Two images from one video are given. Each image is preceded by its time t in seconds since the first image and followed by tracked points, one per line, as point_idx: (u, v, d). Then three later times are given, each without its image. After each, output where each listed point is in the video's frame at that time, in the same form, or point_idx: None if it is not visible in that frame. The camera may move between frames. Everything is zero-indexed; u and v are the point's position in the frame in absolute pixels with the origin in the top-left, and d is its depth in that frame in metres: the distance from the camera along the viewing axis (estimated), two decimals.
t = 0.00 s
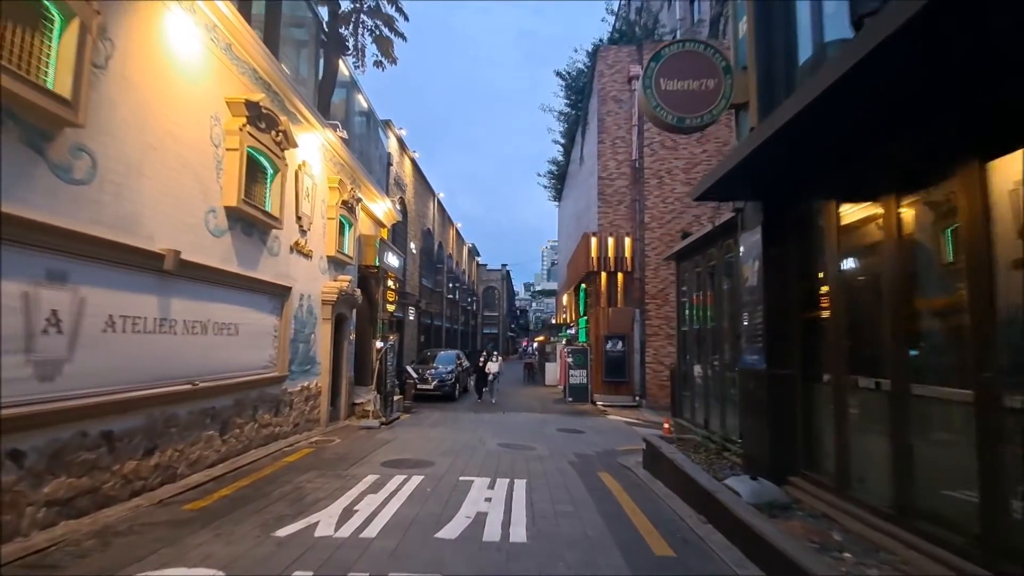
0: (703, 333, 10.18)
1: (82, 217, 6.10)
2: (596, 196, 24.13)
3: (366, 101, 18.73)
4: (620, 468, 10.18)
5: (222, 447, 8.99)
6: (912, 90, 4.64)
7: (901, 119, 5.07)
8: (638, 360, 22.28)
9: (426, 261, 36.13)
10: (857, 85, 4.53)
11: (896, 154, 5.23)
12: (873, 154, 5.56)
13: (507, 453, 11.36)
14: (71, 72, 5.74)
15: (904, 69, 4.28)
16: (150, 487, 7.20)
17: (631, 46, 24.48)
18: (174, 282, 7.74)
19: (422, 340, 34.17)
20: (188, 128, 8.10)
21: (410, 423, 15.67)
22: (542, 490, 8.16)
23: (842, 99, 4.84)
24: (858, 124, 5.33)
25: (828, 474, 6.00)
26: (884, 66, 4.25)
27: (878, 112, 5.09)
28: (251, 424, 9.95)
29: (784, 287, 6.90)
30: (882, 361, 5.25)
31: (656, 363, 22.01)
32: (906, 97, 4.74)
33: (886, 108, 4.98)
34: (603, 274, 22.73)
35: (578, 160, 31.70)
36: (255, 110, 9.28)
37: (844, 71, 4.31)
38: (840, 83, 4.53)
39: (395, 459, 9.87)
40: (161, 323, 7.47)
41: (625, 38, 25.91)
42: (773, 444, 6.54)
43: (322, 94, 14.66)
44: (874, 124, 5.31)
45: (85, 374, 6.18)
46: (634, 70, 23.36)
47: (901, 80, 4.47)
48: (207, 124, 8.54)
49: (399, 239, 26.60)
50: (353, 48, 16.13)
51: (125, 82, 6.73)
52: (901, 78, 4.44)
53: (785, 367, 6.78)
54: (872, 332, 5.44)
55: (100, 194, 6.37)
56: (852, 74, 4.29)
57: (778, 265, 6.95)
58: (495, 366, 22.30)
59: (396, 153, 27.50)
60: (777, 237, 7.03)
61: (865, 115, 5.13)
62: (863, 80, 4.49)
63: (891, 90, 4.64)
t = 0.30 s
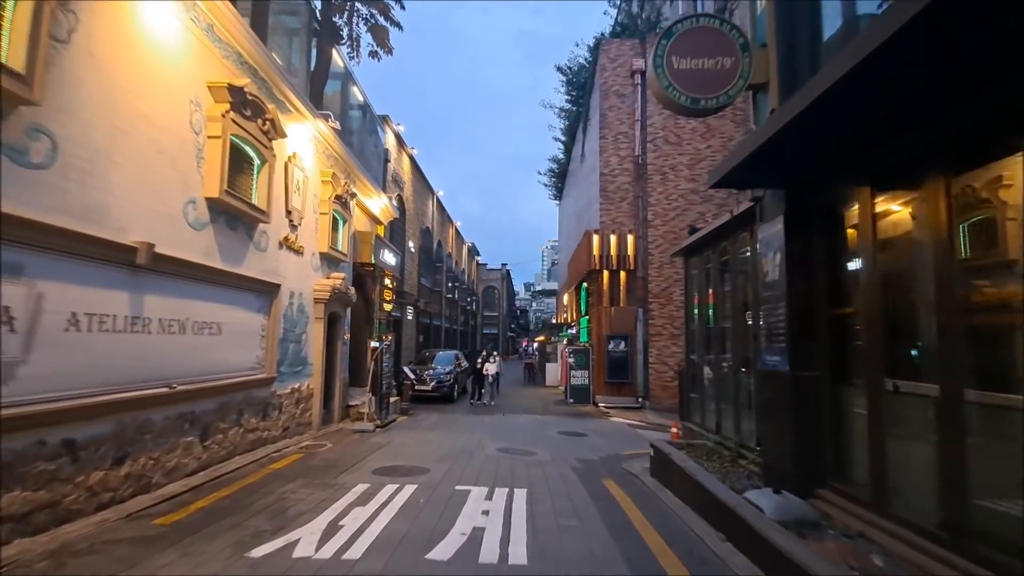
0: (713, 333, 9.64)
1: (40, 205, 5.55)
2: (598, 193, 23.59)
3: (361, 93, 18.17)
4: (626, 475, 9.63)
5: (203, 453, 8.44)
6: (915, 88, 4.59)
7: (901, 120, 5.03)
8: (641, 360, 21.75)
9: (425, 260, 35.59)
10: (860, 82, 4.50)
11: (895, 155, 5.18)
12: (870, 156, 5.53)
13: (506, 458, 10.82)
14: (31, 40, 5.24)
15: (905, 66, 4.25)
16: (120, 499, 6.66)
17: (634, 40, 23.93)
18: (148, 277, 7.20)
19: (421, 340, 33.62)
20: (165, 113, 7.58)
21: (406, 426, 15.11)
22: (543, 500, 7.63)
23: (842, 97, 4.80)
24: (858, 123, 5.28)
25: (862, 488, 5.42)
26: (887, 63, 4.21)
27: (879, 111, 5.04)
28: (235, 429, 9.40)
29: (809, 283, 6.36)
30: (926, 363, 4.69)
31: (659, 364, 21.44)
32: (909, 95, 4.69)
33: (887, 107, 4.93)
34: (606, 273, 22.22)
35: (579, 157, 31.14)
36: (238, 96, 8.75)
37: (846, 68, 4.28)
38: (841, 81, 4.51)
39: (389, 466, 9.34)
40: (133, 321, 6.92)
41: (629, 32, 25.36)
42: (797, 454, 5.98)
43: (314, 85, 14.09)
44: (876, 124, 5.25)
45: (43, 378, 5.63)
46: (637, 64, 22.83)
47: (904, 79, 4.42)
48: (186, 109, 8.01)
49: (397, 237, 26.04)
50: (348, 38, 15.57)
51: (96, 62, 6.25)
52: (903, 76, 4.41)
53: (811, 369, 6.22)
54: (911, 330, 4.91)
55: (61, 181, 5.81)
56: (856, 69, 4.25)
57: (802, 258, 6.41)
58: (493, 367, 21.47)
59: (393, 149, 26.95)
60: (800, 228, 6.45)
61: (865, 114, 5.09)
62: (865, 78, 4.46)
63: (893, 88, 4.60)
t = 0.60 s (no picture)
0: (721, 329, 9.11)
1: None
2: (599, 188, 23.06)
3: (354, 84, 17.63)
4: (630, 479, 9.10)
5: (179, 456, 7.90)
6: (898, 90, 4.68)
7: (904, 111, 4.93)
8: (643, 359, 21.22)
9: (422, 258, 35.01)
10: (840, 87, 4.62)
11: (899, 146, 5.06)
12: (885, 143, 5.27)
13: (503, 461, 10.27)
14: None
15: (884, 70, 4.36)
16: (82, 507, 6.13)
17: (635, 31, 23.42)
18: (114, 267, 6.66)
19: (418, 339, 33.02)
20: (136, 91, 7.06)
21: (401, 427, 14.57)
22: (542, 508, 7.09)
23: (828, 99, 4.90)
24: (871, 107, 5.03)
25: (898, 497, 4.89)
26: (865, 67, 4.33)
27: (879, 101, 4.95)
28: (215, 430, 8.87)
29: (834, 270, 5.84)
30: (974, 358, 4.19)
31: (661, 363, 20.90)
32: (893, 96, 4.77)
33: (901, 91, 4.68)
34: (606, 269, 21.71)
35: (579, 153, 30.61)
36: (216, 73, 8.18)
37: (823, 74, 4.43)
38: (821, 85, 4.66)
39: (378, 469, 8.80)
40: (96, 314, 6.38)
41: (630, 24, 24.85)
42: (820, 458, 5.52)
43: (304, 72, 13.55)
44: (866, 123, 5.31)
45: None
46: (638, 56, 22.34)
47: (885, 82, 4.53)
48: (157, 87, 7.46)
49: (393, 233, 25.48)
50: (340, 25, 15.04)
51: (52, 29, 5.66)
52: (884, 79, 4.51)
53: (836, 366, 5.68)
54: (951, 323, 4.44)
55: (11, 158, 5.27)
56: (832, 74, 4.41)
57: (824, 244, 5.90)
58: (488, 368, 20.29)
59: (389, 144, 26.39)
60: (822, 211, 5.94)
61: (852, 115, 5.17)
62: (845, 83, 4.58)
63: (877, 90, 4.70)
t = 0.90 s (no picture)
0: (734, 328, 8.52)
1: None
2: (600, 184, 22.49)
3: (347, 75, 17.02)
4: (637, 489, 8.50)
5: (150, 466, 7.31)
6: (903, 89, 4.64)
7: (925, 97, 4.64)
8: (646, 360, 20.65)
9: (420, 257, 34.38)
10: (843, 87, 4.60)
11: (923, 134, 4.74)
12: (908, 131, 4.93)
13: (501, 469, 9.69)
14: None
15: (895, 62, 4.23)
16: (34, 526, 5.55)
17: (637, 23, 22.80)
18: (72, 260, 6.06)
19: (415, 339, 32.38)
20: (101, 69, 6.45)
21: (395, 431, 13.97)
22: (543, 524, 6.51)
23: (848, 85, 4.58)
24: (893, 95, 4.72)
25: (953, 519, 4.28)
26: (858, 73, 4.43)
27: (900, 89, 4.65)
28: (193, 437, 8.27)
29: (869, 264, 5.27)
30: None
31: (665, 364, 20.32)
32: (890, 102, 4.83)
33: (924, 75, 4.40)
34: (608, 267, 21.17)
35: (580, 149, 30.02)
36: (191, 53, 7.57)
37: (812, 85, 4.58)
38: (832, 79, 4.52)
39: (367, 479, 8.20)
40: (51, 312, 5.78)
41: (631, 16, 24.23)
42: (855, 472, 4.97)
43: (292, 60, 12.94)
44: (884, 111, 4.98)
45: None
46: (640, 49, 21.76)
47: (877, 89, 4.63)
48: (124, 65, 6.83)
49: (388, 231, 24.86)
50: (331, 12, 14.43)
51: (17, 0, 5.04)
52: (895, 73, 4.39)
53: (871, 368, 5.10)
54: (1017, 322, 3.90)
55: None
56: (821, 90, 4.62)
57: (858, 235, 5.32)
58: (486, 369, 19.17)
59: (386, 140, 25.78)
60: (854, 199, 5.39)
61: (867, 108, 4.93)
62: (847, 82, 4.56)
63: (880, 91, 4.66)
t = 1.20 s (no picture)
0: (752, 325, 7.94)
1: None
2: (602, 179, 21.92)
3: (342, 64, 16.43)
4: (647, 498, 7.91)
5: (119, 474, 6.72)
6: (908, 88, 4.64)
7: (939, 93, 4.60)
8: (650, 359, 20.16)
9: (418, 255, 33.75)
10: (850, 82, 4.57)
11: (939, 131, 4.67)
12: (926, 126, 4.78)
13: (501, 474, 9.11)
14: None
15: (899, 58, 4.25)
16: None
17: (641, 14, 22.20)
18: (24, 247, 5.48)
19: (414, 339, 31.77)
20: (62, 35, 5.86)
21: (390, 433, 13.37)
22: (547, 539, 5.93)
23: (856, 78, 4.53)
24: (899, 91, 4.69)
25: None
26: (868, 66, 4.38)
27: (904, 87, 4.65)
28: (169, 442, 7.67)
29: (919, 250, 4.70)
30: None
31: (669, 364, 19.73)
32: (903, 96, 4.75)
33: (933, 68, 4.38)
34: (611, 264, 20.72)
35: (581, 145, 29.45)
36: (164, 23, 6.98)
37: (830, 67, 4.34)
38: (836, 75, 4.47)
39: (357, 487, 7.62)
40: None
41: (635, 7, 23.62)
42: (902, 483, 4.44)
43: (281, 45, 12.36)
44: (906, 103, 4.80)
45: None
46: (644, 40, 21.19)
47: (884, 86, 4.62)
48: (88, 33, 6.23)
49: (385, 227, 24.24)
50: None
51: None
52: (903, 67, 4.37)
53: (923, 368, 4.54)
54: None
55: None
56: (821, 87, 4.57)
57: (905, 217, 4.74)
58: (486, 370, 17.94)
59: (383, 134, 25.18)
60: (902, 178, 4.80)
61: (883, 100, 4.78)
62: (854, 78, 4.53)
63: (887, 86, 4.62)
